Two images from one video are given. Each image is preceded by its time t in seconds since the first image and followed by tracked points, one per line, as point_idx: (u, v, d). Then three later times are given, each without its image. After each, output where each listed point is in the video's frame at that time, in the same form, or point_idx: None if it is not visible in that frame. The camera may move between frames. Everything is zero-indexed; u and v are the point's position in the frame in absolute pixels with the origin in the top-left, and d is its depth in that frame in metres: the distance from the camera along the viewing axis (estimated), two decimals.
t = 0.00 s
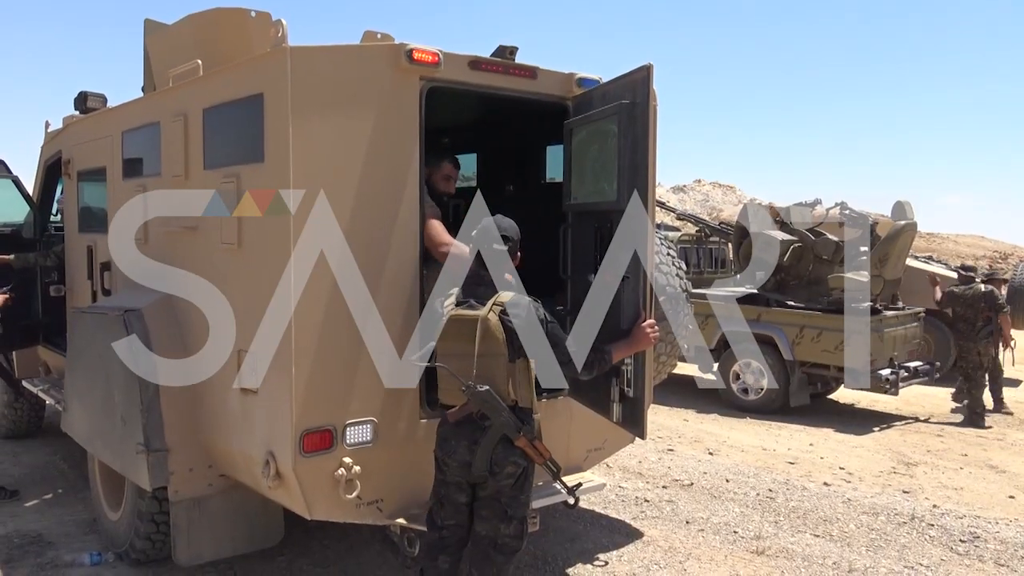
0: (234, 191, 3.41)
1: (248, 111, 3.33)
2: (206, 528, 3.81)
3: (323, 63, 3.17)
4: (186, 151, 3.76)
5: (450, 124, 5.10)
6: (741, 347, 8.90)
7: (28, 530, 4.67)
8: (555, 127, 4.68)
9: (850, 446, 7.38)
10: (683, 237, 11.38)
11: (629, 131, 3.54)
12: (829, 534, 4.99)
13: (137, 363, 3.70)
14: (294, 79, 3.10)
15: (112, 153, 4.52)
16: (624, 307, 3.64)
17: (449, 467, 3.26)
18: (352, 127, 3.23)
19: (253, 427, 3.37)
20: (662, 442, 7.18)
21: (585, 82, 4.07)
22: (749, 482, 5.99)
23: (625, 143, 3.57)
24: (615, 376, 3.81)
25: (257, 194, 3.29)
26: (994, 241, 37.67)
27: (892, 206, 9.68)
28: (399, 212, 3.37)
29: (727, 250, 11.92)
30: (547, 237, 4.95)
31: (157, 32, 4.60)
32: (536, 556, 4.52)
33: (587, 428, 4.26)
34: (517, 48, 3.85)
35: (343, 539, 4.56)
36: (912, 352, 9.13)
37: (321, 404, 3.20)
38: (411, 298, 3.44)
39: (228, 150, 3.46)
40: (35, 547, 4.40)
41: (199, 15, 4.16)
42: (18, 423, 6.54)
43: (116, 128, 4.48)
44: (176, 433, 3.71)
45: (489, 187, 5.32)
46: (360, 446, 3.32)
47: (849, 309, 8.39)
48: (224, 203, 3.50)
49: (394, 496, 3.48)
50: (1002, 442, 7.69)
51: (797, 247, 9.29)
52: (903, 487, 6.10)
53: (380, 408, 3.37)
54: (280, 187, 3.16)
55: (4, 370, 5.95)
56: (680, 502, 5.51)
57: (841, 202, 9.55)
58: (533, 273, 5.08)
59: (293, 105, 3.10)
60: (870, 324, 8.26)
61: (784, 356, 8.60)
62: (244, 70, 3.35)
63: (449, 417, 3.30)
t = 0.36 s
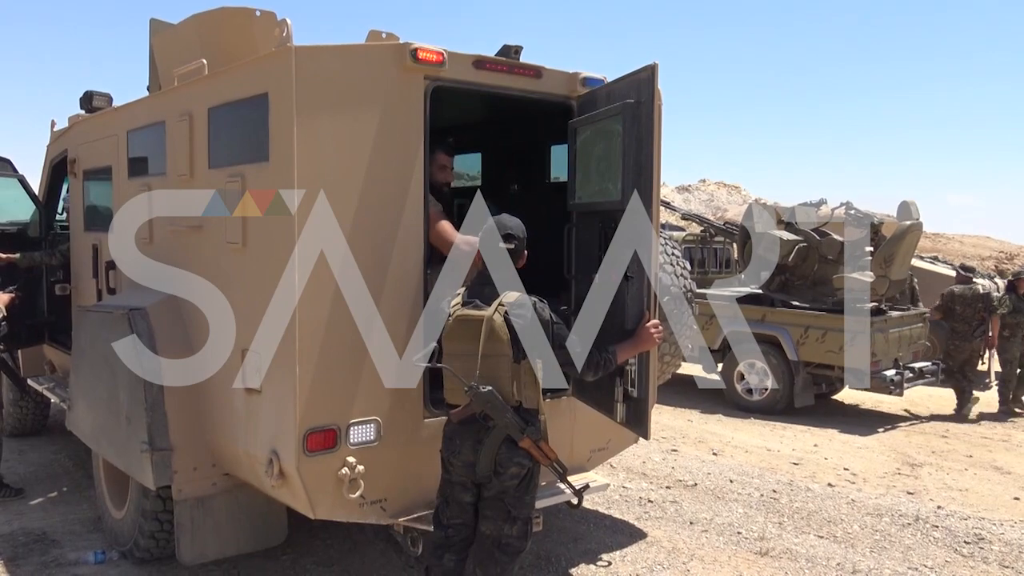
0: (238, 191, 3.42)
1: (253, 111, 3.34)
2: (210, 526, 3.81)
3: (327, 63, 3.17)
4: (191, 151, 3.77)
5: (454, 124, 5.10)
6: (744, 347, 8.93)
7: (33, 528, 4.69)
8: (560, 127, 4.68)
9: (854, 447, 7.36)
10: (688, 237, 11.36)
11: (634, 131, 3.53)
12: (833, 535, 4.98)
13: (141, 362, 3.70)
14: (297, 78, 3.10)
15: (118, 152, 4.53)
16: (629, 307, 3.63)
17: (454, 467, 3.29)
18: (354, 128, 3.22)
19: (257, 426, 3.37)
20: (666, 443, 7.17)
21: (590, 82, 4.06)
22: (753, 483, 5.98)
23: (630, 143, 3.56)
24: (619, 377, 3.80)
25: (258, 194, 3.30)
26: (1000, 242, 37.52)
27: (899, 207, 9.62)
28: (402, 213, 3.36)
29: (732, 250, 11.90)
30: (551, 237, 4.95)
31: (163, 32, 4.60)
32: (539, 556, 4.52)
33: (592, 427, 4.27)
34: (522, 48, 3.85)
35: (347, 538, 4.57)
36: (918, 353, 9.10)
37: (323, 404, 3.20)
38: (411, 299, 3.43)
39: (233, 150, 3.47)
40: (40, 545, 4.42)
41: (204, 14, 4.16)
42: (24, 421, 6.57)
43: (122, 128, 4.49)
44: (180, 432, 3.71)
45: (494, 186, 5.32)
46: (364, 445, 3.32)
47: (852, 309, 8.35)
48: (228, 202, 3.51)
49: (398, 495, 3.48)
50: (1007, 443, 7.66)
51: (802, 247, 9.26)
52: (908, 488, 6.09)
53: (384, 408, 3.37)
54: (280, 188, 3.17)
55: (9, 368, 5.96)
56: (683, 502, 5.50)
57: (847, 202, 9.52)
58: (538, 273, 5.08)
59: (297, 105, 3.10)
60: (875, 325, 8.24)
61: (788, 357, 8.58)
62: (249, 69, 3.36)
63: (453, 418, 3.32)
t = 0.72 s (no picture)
0: (239, 189, 3.41)
1: (254, 110, 3.33)
2: (212, 525, 3.81)
3: (329, 61, 3.16)
4: (193, 149, 3.76)
5: (456, 122, 5.09)
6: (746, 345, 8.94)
7: (35, 527, 4.70)
8: (561, 125, 4.67)
9: (857, 445, 7.35)
10: (689, 235, 11.34)
11: (636, 129, 3.52)
12: (836, 534, 4.97)
13: (143, 361, 3.70)
14: (299, 77, 3.10)
15: (119, 151, 4.53)
16: (631, 307, 3.63)
17: (453, 469, 3.27)
18: (355, 127, 3.22)
19: (259, 425, 3.37)
20: (668, 441, 7.17)
21: (591, 80, 4.06)
22: (755, 481, 5.97)
23: (632, 141, 3.55)
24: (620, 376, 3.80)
25: (258, 194, 3.30)
26: (1003, 240, 37.45)
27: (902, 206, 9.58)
28: (402, 213, 3.36)
29: (734, 248, 11.89)
30: (552, 235, 4.94)
31: (164, 31, 4.61)
32: (541, 554, 4.51)
33: (594, 425, 4.27)
34: (523, 46, 3.84)
35: (349, 537, 4.57)
36: (919, 351, 9.09)
37: (325, 404, 3.20)
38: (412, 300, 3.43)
39: (235, 150, 3.46)
40: (42, 544, 4.43)
41: (205, 13, 4.16)
42: (26, 421, 6.57)
43: (123, 127, 4.49)
44: (182, 431, 3.71)
45: (495, 185, 5.31)
46: (366, 444, 3.32)
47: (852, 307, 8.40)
48: (230, 201, 3.50)
49: (400, 494, 3.48)
50: (1010, 441, 7.65)
51: (804, 245, 9.24)
52: (910, 486, 6.08)
53: (386, 406, 3.37)
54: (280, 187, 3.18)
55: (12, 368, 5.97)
56: (686, 500, 5.50)
57: (849, 200, 9.50)
58: (539, 272, 5.07)
59: (298, 103, 3.10)
60: (878, 323, 8.22)
61: (791, 355, 8.57)
62: (250, 68, 3.35)
63: (451, 418, 3.28)
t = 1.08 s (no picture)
0: (251, 195, 3.42)
1: (265, 116, 3.34)
2: (227, 531, 3.82)
3: (339, 66, 3.17)
4: (205, 156, 3.78)
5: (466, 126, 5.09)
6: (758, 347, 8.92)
7: (51, 533, 4.72)
8: (571, 129, 4.66)
9: (872, 447, 7.29)
10: (701, 237, 11.29)
11: (642, 131, 3.51)
12: (852, 537, 4.92)
13: (157, 367, 3.72)
14: (309, 82, 3.11)
15: (131, 159, 4.55)
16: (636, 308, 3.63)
17: (454, 482, 3.22)
18: (361, 130, 3.21)
19: (272, 431, 3.37)
20: (681, 444, 7.13)
21: (601, 83, 4.04)
22: (769, 484, 5.93)
23: (638, 143, 3.53)
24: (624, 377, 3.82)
25: (258, 195, 3.38)
26: (1017, 239, 37.18)
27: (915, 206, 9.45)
28: (407, 217, 3.34)
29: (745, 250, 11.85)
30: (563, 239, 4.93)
31: (174, 39, 4.64)
32: (555, 559, 4.49)
33: (606, 429, 4.24)
34: (533, 49, 3.83)
35: (362, 542, 4.57)
36: (934, 352, 9.01)
37: (337, 409, 3.20)
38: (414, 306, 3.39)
39: (246, 156, 3.47)
40: (58, 551, 4.44)
41: (216, 20, 4.18)
42: (41, 428, 6.61)
43: (135, 134, 4.51)
44: (196, 437, 3.72)
45: (506, 188, 5.31)
46: (379, 449, 3.32)
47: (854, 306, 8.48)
48: (242, 207, 3.51)
49: (413, 499, 3.48)
50: None
51: (817, 247, 9.17)
52: (927, 488, 6.02)
53: (398, 411, 3.37)
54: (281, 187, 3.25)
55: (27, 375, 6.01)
56: (700, 504, 5.47)
57: (861, 200, 9.44)
58: (551, 275, 5.07)
59: (309, 109, 3.10)
60: (893, 324, 8.17)
61: (803, 357, 8.52)
62: (261, 74, 3.36)
63: (447, 434, 3.23)
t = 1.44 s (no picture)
0: (267, 201, 3.43)
1: (280, 121, 3.35)
2: (241, 535, 3.83)
3: (354, 73, 3.18)
4: (220, 162, 3.80)
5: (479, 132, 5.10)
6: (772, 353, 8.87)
7: (67, 537, 4.75)
8: (584, 135, 4.65)
9: (887, 455, 7.23)
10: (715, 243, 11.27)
11: (632, 137, 3.51)
12: (867, 545, 4.88)
13: (173, 371, 3.75)
14: (324, 89, 3.12)
15: (147, 165, 4.59)
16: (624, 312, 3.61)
17: (445, 495, 3.09)
18: (369, 131, 3.21)
19: (286, 436, 3.38)
20: (695, 451, 7.09)
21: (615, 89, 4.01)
22: (784, 492, 5.88)
23: (629, 149, 3.54)
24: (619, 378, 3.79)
25: (258, 194, 3.51)
26: None
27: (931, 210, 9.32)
28: (416, 223, 3.33)
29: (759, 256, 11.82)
30: (575, 246, 4.92)
31: (190, 46, 4.68)
32: (568, 566, 4.47)
33: (619, 436, 4.22)
34: (547, 56, 3.83)
35: (375, 547, 4.57)
36: (950, 360, 8.92)
37: (351, 413, 3.20)
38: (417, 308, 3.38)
39: (261, 161, 3.48)
40: (73, 554, 4.47)
41: (232, 27, 4.21)
42: (57, 432, 6.66)
43: (151, 141, 4.55)
44: (210, 441, 3.74)
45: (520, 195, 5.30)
46: (392, 455, 3.32)
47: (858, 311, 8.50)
48: (257, 213, 3.52)
49: (426, 505, 3.47)
50: None
51: (831, 253, 9.05)
52: (943, 497, 5.95)
53: (411, 416, 3.37)
54: (280, 187, 3.34)
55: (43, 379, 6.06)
56: (714, 511, 5.43)
57: (875, 206, 9.38)
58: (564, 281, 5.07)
59: (323, 115, 3.11)
60: (909, 331, 8.10)
61: (818, 363, 8.47)
62: (277, 80, 3.37)
63: (437, 444, 3.09)
